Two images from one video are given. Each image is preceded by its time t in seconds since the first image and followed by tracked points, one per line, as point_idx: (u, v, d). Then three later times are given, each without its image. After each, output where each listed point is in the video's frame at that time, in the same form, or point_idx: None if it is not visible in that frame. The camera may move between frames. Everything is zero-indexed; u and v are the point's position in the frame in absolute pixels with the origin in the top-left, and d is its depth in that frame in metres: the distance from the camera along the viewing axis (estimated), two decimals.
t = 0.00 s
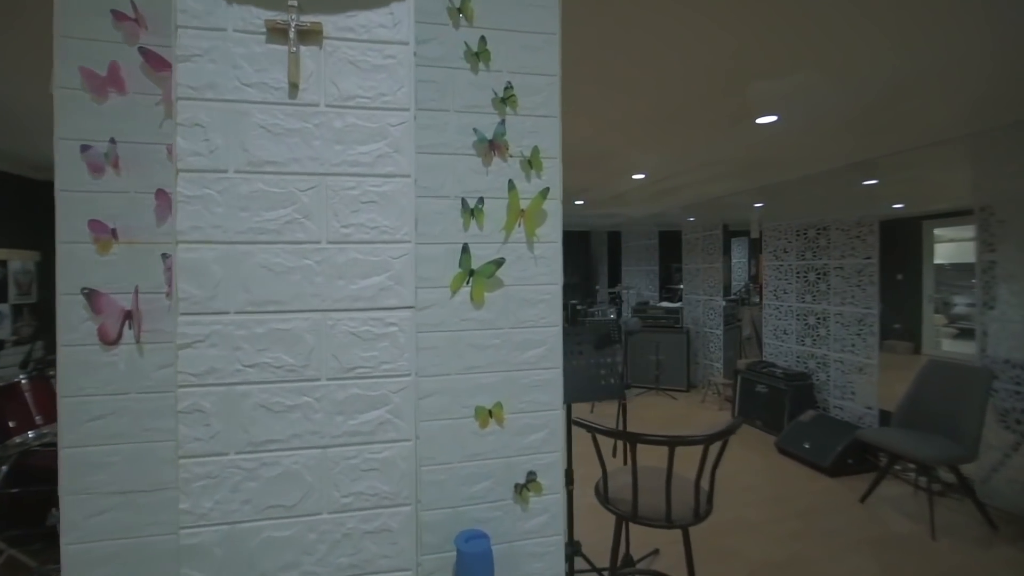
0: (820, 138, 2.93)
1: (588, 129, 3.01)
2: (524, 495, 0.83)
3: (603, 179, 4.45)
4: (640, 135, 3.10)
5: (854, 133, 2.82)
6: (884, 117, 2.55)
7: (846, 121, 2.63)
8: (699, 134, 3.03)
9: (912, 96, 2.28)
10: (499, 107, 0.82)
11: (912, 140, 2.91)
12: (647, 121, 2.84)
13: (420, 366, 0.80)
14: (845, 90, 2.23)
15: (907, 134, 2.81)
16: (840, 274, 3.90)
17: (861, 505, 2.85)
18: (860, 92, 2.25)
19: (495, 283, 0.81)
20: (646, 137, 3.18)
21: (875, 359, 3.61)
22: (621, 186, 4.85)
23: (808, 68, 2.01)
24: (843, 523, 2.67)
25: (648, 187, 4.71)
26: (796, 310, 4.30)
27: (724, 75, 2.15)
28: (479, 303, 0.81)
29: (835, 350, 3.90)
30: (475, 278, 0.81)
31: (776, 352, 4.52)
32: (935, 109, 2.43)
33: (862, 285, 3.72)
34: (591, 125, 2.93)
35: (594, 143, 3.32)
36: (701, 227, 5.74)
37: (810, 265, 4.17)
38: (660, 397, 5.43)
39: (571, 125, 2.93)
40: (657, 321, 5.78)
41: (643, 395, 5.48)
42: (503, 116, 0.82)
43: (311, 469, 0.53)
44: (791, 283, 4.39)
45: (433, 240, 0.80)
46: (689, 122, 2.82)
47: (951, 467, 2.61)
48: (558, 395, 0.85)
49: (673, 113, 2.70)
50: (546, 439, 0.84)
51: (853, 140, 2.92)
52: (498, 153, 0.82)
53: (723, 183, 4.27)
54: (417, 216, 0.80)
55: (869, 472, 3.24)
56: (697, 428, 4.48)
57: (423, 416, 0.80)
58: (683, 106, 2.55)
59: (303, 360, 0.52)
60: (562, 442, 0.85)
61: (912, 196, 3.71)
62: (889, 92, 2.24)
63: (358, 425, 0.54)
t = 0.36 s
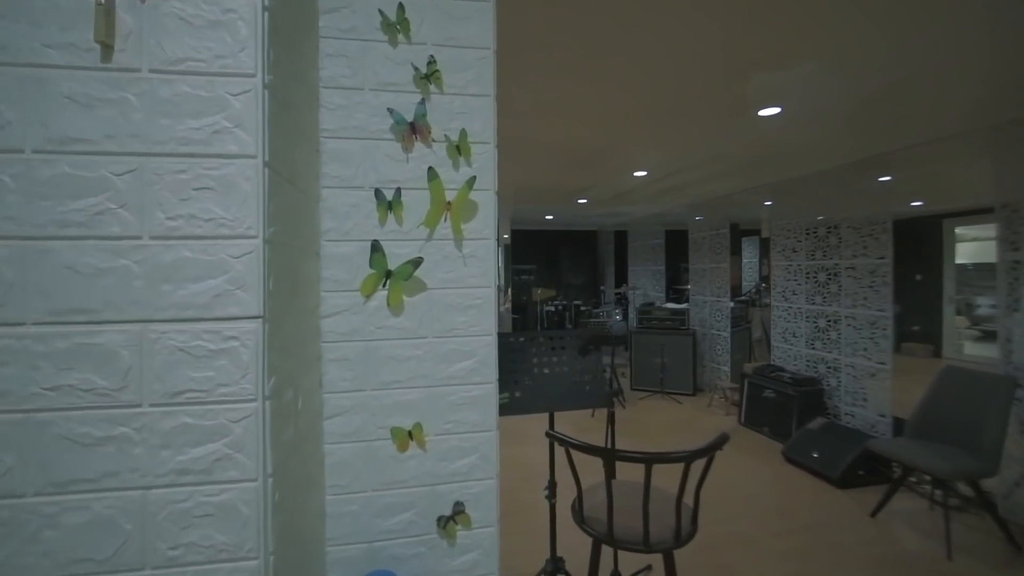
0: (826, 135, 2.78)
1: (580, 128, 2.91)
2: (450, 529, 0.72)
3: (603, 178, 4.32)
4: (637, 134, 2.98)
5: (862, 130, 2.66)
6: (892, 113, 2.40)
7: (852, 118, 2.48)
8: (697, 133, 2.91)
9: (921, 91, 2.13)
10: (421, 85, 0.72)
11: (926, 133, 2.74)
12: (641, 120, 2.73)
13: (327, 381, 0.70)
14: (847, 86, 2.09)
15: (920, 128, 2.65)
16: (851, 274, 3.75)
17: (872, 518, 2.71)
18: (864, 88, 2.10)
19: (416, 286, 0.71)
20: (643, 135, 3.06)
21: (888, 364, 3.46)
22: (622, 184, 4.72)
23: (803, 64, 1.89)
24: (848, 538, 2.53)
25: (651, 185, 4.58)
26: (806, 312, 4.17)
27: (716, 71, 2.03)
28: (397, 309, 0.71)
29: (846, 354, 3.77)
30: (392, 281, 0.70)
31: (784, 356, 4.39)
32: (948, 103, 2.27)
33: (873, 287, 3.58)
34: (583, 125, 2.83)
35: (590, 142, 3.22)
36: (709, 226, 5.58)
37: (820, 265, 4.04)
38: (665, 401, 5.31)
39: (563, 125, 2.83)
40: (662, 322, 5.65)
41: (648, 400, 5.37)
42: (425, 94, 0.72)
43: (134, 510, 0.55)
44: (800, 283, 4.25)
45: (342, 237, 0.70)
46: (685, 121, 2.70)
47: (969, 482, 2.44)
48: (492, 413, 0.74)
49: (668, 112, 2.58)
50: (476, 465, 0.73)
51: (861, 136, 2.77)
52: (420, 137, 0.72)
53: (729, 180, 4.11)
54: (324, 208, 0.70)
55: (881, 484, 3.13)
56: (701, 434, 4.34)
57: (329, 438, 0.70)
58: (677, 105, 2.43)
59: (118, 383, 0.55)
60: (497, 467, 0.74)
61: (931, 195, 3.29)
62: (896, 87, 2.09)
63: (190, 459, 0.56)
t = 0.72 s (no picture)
0: (835, 129, 2.64)
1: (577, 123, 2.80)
2: (357, 567, 0.62)
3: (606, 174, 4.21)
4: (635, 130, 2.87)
5: (873, 124, 2.52)
6: (905, 105, 2.26)
7: (861, 113, 2.34)
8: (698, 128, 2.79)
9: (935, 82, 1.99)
10: (325, 51, 0.62)
11: (943, 126, 2.58)
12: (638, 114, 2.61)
13: (213, 394, 0.61)
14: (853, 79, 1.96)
15: (936, 120, 2.49)
16: (866, 274, 3.57)
17: (886, 534, 2.56)
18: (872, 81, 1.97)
19: (317, 284, 0.62)
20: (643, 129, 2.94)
21: (905, 370, 3.28)
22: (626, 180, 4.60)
23: (804, 57, 1.77)
24: (859, 554, 2.38)
25: (656, 181, 4.44)
26: (818, 314, 4.00)
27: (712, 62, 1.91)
28: (295, 312, 0.61)
29: (861, 358, 3.59)
30: (288, 279, 0.61)
31: (795, 360, 4.21)
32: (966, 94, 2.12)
33: (889, 288, 3.39)
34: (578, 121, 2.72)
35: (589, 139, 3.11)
36: (718, 224, 5.41)
37: (833, 265, 3.85)
38: (671, 405, 5.17)
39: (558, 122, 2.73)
40: (669, 323, 5.50)
41: (654, 403, 5.23)
42: (330, 63, 0.62)
43: None
44: (812, 284, 4.07)
45: (232, 229, 0.61)
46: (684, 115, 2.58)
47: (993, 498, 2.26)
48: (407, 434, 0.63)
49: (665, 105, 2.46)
50: (387, 493, 0.63)
51: (873, 130, 2.62)
52: (324, 113, 0.62)
53: (736, 176, 3.96)
54: (210, 197, 0.61)
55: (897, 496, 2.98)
56: (707, 440, 4.20)
57: (214, 461, 0.61)
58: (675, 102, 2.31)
59: None
60: (415, 495, 0.64)
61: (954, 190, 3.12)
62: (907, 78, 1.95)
63: None
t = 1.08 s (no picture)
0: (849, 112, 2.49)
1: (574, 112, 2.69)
2: None
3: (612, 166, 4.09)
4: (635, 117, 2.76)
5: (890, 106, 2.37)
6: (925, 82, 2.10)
7: (873, 91, 2.20)
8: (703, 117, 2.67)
9: (955, 53, 1.84)
10: (200, 8, 0.63)
11: (969, 110, 2.40)
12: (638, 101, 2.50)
13: (59, 424, 0.62)
14: (865, 49, 1.82)
15: (960, 104, 2.32)
16: (887, 275, 3.37)
17: (909, 556, 2.39)
18: (886, 51, 1.84)
19: (192, 291, 0.65)
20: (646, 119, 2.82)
21: (929, 378, 3.06)
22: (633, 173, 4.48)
23: (811, 24, 1.64)
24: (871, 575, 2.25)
25: (664, 174, 4.30)
26: (836, 317, 3.80)
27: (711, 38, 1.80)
28: (158, 325, 0.64)
29: (882, 364, 3.39)
30: (148, 284, 0.63)
31: (812, 365, 4.01)
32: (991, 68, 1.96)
33: (912, 291, 3.19)
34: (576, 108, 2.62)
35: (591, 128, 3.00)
36: (731, 223, 5.23)
37: (853, 265, 3.65)
38: (682, 409, 5.01)
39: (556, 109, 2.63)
40: (679, 326, 5.31)
41: (663, 408, 5.07)
42: (203, 23, 0.64)
43: None
44: (830, 285, 3.86)
45: (82, 221, 0.62)
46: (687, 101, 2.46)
47: None
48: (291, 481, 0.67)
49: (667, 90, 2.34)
50: (275, 548, 0.66)
51: (890, 115, 2.46)
52: (197, 79, 0.64)
53: (749, 170, 3.79)
54: (55, 187, 0.62)
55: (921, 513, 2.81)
56: (717, 447, 4.04)
57: (58, 505, 0.62)
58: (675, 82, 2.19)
59: None
60: (307, 550, 0.67)
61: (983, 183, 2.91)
62: (924, 49, 1.81)
63: None
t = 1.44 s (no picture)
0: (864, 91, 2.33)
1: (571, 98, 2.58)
2: None
3: (617, 159, 3.96)
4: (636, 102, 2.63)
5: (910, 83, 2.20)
6: (947, 53, 1.94)
7: (891, 64, 2.06)
8: (709, 99, 2.53)
9: (980, 18, 1.69)
10: None
11: (996, 91, 2.23)
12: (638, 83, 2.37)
13: None
14: (880, 13, 1.68)
15: (986, 83, 2.16)
16: (909, 276, 3.16)
17: None
18: (905, 14, 1.68)
19: None
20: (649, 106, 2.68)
21: (956, 387, 2.85)
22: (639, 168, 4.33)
23: None
24: None
25: (672, 168, 4.16)
26: (853, 321, 3.60)
27: (710, 6, 1.67)
28: None
29: (904, 370, 3.18)
30: None
31: (828, 371, 3.81)
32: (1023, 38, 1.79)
33: (936, 293, 2.98)
34: (574, 92, 2.50)
35: (592, 116, 2.87)
36: (743, 222, 5.03)
37: (871, 266, 3.44)
38: (690, 415, 4.82)
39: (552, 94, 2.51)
40: (688, 328, 5.12)
41: (672, 413, 4.89)
42: None
43: None
44: (847, 287, 3.66)
45: None
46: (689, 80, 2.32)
47: None
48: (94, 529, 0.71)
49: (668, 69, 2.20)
50: None
51: (909, 96, 2.31)
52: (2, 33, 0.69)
53: (761, 161, 3.62)
54: None
55: (948, 534, 2.61)
56: (727, 456, 3.86)
57: None
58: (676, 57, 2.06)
59: None
60: None
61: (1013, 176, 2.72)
62: (946, 14, 1.66)
63: None
